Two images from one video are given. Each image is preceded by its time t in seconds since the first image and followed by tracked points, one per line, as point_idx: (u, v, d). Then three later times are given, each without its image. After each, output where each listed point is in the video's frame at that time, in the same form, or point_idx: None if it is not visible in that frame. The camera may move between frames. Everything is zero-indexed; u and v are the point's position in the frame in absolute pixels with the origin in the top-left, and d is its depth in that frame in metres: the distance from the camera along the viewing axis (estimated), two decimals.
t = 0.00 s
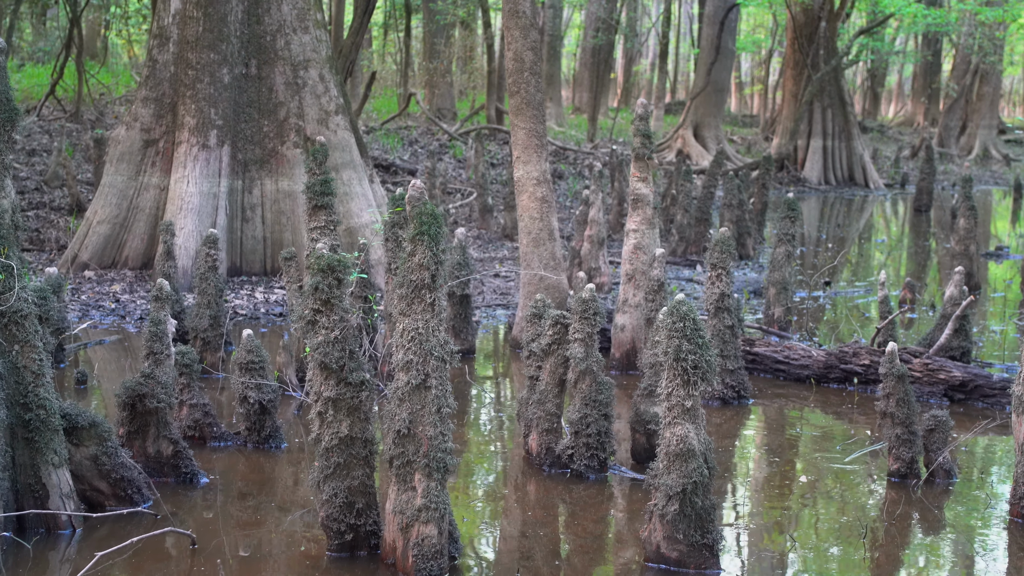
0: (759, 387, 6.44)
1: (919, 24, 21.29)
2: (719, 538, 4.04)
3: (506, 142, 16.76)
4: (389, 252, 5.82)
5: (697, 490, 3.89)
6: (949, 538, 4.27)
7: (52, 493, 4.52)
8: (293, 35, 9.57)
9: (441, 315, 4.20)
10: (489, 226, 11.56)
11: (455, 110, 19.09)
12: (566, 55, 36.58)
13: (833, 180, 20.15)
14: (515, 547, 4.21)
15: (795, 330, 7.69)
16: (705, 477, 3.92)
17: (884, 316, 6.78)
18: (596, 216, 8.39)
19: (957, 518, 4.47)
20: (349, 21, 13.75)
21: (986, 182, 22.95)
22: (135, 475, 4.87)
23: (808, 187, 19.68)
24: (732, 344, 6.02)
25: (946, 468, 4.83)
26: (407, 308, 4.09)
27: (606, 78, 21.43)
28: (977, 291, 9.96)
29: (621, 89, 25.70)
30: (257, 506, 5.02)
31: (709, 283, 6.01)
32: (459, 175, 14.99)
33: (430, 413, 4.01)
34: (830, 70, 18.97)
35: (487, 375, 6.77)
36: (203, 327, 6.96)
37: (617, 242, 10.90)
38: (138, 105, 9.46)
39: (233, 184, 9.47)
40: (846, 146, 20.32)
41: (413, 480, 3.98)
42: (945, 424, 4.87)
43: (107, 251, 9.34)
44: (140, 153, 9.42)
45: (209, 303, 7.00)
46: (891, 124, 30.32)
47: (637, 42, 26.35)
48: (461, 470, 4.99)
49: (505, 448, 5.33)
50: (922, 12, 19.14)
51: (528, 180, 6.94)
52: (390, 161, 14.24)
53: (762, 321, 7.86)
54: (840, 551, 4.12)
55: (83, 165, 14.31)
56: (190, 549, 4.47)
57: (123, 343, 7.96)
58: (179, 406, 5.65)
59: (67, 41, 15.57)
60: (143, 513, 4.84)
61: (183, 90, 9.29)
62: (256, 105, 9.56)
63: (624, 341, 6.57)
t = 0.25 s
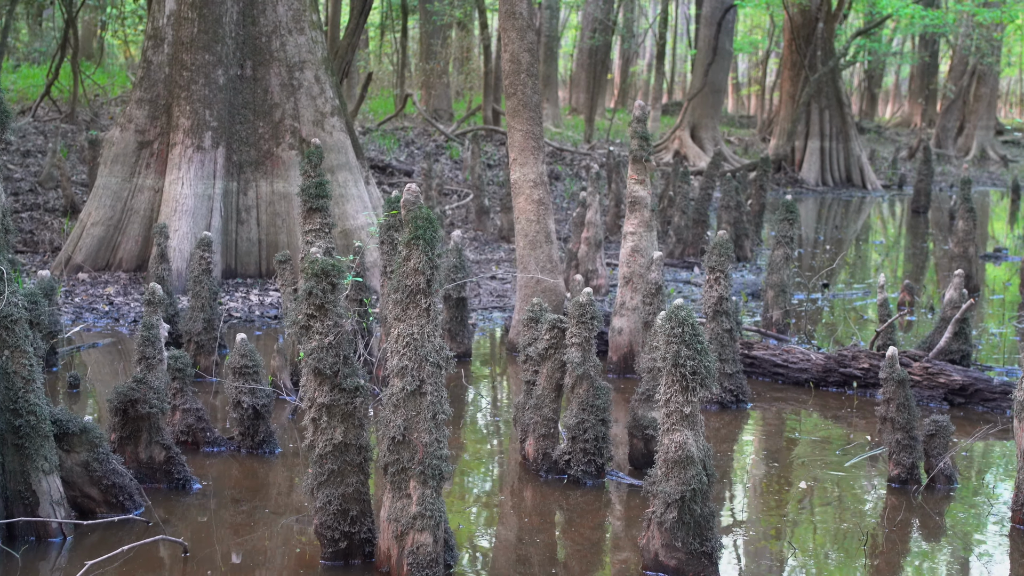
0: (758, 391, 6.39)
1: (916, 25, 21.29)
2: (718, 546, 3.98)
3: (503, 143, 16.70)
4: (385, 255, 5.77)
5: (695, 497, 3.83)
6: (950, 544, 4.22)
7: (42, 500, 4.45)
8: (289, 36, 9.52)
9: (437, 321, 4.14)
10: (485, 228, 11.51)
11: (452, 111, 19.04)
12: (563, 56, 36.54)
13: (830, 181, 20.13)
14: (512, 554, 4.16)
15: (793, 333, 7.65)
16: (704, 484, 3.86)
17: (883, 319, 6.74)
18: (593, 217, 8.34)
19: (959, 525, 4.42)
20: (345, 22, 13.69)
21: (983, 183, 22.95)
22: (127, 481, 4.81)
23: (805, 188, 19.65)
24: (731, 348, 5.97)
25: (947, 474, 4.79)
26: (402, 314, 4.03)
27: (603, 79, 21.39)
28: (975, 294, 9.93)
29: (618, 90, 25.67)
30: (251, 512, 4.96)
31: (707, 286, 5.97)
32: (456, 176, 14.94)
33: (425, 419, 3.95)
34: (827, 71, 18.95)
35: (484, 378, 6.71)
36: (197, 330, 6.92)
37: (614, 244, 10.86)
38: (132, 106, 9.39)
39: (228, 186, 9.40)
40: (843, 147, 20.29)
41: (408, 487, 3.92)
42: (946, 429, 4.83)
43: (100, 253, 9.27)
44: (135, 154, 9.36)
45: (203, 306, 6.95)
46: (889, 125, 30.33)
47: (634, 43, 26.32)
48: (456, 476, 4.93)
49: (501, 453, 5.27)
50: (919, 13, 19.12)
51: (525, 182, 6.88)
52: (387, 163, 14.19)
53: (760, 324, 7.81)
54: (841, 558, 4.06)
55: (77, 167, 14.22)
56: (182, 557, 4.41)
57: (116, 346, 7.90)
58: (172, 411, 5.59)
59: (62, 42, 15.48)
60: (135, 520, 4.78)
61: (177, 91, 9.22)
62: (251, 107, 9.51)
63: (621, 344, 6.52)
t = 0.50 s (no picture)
0: (757, 394, 6.33)
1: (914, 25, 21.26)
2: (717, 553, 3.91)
3: (500, 144, 16.63)
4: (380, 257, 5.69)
5: (695, 504, 3.76)
6: (952, 551, 4.16)
7: (30, 507, 4.38)
8: (284, 36, 9.42)
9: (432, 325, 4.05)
10: (482, 229, 11.44)
11: (449, 111, 18.98)
12: (560, 56, 36.51)
13: (827, 182, 20.09)
14: (507, 561, 4.08)
15: (792, 335, 7.60)
16: (703, 492, 3.79)
17: (883, 322, 6.68)
18: (591, 219, 8.28)
19: (961, 532, 4.36)
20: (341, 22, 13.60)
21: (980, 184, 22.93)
22: (116, 488, 4.73)
23: (803, 189, 19.61)
24: (730, 351, 5.90)
25: (948, 479, 4.73)
26: (396, 318, 3.95)
27: (599, 80, 21.35)
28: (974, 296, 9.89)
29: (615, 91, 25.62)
30: (243, 518, 4.89)
31: (706, 289, 5.90)
32: (452, 177, 14.87)
33: (420, 425, 3.88)
34: (825, 72, 18.91)
35: (480, 381, 6.64)
36: (189, 334, 6.85)
37: (611, 246, 10.80)
38: (125, 107, 9.31)
39: (222, 187, 9.33)
40: (841, 148, 20.25)
41: (402, 495, 3.85)
42: (947, 434, 4.77)
43: (94, 255, 9.20)
44: (128, 156, 9.28)
45: (196, 309, 6.87)
46: (886, 125, 30.33)
47: (631, 43, 26.26)
48: (450, 482, 4.85)
49: (497, 459, 5.20)
50: (918, 14, 19.08)
51: (521, 184, 6.79)
52: (383, 163, 14.13)
53: (758, 327, 7.76)
54: (842, 565, 4.00)
55: (71, 168, 14.13)
56: (172, 565, 4.33)
57: (109, 349, 7.82)
58: (164, 416, 5.52)
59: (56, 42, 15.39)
60: (125, 528, 4.71)
61: (171, 91, 9.15)
62: (245, 108, 9.43)
63: (619, 347, 6.45)
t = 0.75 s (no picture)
0: (755, 399, 6.26)
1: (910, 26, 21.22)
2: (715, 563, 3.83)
3: (495, 145, 16.54)
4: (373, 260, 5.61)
5: (692, 514, 3.67)
6: (954, 560, 4.08)
7: (14, 517, 4.28)
8: (277, 36, 9.35)
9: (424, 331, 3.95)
10: (477, 231, 11.35)
11: (444, 112, 18.93)
12: (556, 57, 36.43)
13: (825, 183, 20.04)
14: (500, 570, 4.00)
15: (790, 339, 7.53)
16: (701, 501, 3.70)
17: (882, 325, 6.61)
18: (587, 221, 8.20)
19: (963, 540, 4.27)
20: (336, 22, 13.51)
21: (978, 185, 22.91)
22: (103, 497, 4.63)
23: (800, 190, 19.57)
24: (728, 356, 5.81)
25: (950, 487, 4.66)
26: (388, 324, 3.83)
27: (596, 80, 21.26)
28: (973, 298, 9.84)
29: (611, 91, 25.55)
30: (232, 527, 4.80)
31: (703, 292, 5.81)
32: (448, 178, 14.78)
33: (411, 433, 3.79)
34: (822, 73, 18.85)
35: (475, 385, 6.55)
36: (180, 338, 6.75)
37: (607, 248, 10.71)
38: (117, 107, 9.18)
39: (215, 189, 9.23)
40: (838, 149, 20.19)
41: (394, 505, 3.77)
42: (949, 440, 4.69)
43: (85, 257, 9.10)
44: (120, 156, 9.16)
45: (187, 313, 6.79)
46: (882, 126, 30.32)
47: (627, 44, 26.20)
48: (443, 488, 4.76)
49: (491, 465, 5.10)
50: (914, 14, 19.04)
51: (516, 186, 6.68)
52: (378, 165, 14.04)
53: (756, 330, 7.68)
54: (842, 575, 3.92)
55: (64, 169, 14.01)
56: None
57: (99, 353, 7.71)
58: (152, 422, 5.43)
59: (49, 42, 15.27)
60: (112, 537, 4.61)
61: (163, 92, 9.03)
62: (238, 109, 9.34)
63: (615, 351, 6.37)
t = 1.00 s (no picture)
0: (752, 404, 6.18)
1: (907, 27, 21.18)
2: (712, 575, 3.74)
3: (490, 147, 16.43)
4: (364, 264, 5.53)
5: (688, 525, 3.59)
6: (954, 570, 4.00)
7: None
8: (268, 37, 9.26)
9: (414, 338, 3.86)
10: (472, 233, 11.26)
11: (440, 113, 18.73)
12: (551, 58, 36.36)
13: (821, 185, 19.98)
14: None
15: (787, 342, 7.45)
16: (697, 512, 3.61)
17: (880, 329, 6.53)
18: (582, 224, 8.11)
19: (963, 550, 4.20)
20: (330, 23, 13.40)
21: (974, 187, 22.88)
22: (87, 506, 4.53)
23: (796, 192, 19.52)
24: (725, 361, 5.72)
25: (950, 495, 4.59)
26: (377, 331, 3.74)
27: (592, 81, 21.17)
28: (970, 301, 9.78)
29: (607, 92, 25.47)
30: (221, 536, 4.71)
31: (699, 296, 5.74)
32: (442, 179, 14.68)
33: (402, 443, 3.71)
34: (818, 74, 18.79)
35: (469, 390, 6.44)
36: (170, 342, 6.67)
37: (602, 250, 10.63)
38: (107, 109, 9.05)
39: (206, 192, 9.13)
40: (834, 150, 20.13)
41: (384, 516, 3.69)
42: (948, 447, 4.63)
43: (75, 260, 8.98)
44: (110, 159, 9.02)
45: (177, 317, 6.70)
46: (878, 127, 30.29)
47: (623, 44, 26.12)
48: (435, 497, 4.65)
49: (484, 473, 5.00)
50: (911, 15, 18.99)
51: (510, 188, 6.55)
52: (373, 166, 13.94)
53: (753, 333, 7.60)
54: None
55: (55, 171, 13.88)
56: None
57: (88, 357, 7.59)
58: (139, 429, 5.34)
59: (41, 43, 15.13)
60: (96, 548, 4.52)
61: (154, 94, 8.93)
62: (230, 110, 9.24)
63: (610, 356, 6.28)
